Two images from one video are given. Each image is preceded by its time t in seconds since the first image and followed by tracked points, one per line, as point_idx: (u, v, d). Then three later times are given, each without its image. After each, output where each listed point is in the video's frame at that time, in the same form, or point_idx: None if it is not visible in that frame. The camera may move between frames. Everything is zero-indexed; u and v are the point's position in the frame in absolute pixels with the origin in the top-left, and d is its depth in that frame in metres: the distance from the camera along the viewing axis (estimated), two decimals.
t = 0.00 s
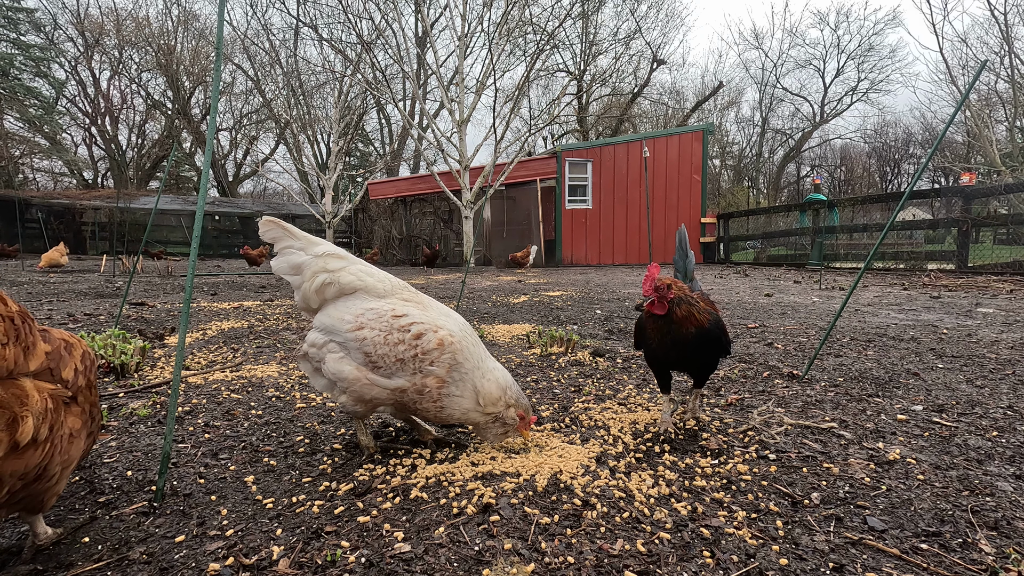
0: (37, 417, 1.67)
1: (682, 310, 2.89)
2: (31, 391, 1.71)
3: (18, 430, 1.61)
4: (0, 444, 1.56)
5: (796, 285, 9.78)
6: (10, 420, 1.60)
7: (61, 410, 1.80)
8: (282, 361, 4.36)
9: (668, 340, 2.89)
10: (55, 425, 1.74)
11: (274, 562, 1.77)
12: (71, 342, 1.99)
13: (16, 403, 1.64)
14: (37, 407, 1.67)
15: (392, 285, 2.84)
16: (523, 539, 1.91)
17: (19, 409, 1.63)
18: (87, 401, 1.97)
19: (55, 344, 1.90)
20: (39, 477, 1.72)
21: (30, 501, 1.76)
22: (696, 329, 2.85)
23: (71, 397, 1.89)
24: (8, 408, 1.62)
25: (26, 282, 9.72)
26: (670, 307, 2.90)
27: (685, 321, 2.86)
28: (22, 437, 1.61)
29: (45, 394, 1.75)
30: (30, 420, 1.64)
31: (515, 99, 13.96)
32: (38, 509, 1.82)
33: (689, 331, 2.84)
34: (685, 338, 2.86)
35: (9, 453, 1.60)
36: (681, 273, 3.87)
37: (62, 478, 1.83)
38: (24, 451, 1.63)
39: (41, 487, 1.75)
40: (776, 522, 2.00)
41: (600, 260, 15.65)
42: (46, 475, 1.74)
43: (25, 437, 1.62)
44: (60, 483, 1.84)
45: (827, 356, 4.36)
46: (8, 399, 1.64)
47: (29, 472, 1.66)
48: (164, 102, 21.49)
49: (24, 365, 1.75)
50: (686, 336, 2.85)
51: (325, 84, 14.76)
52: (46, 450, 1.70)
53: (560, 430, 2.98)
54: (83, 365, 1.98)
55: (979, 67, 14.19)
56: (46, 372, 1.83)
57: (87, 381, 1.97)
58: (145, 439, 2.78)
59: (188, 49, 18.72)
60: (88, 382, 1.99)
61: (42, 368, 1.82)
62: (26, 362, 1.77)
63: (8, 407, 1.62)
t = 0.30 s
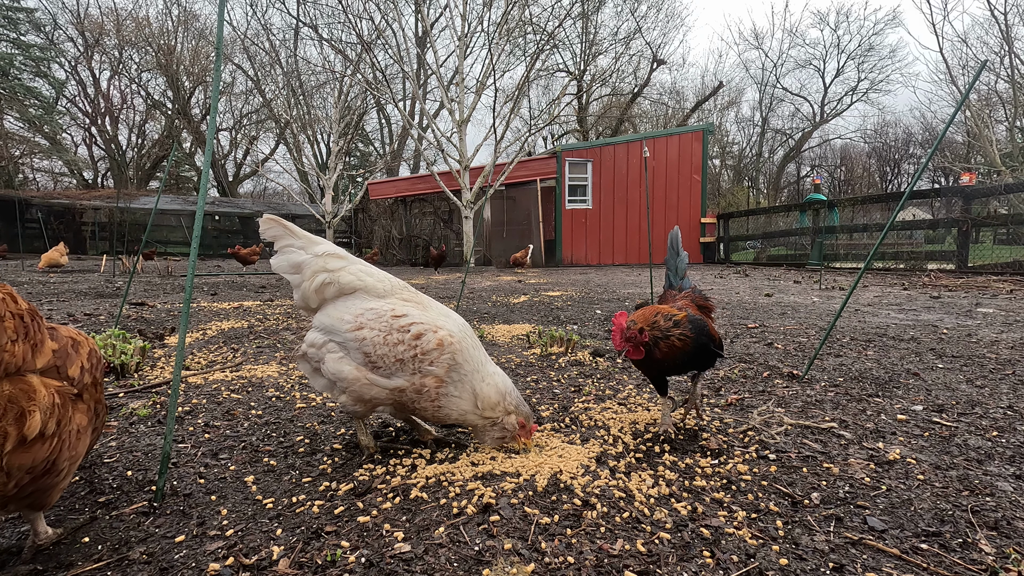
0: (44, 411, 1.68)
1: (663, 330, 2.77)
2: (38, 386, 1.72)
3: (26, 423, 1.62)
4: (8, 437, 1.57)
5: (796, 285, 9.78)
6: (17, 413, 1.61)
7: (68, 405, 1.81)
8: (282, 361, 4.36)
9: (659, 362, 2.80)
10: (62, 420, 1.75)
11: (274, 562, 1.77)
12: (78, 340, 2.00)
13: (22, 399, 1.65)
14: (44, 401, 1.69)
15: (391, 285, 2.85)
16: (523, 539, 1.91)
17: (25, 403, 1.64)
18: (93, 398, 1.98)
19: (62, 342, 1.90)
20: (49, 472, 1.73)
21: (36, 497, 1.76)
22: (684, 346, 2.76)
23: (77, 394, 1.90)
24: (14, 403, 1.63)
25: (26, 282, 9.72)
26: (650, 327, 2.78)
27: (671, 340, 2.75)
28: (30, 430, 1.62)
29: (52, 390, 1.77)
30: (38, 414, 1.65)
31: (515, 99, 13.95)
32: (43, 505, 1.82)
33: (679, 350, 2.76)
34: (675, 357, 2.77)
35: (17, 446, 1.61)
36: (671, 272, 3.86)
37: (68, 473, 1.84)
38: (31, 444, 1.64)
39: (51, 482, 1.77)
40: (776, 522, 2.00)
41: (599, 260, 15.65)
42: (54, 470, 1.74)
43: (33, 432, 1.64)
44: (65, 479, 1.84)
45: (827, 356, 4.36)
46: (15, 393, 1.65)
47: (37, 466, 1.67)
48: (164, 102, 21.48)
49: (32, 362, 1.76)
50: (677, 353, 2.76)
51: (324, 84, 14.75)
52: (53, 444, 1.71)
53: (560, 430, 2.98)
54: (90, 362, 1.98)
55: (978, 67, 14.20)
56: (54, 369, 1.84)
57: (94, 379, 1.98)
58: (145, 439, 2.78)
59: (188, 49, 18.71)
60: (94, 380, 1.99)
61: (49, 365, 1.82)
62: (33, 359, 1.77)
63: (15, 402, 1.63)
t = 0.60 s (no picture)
0: (51, 409, 1.68)
1: (675, 372, 2.54)
2: (45, 384, 1.72)
3: (33, 420, 1.63)
4: (13, 434, 1.58)
5: (796, 285, 9.78)
6: (24, 411, 1.61)
7: (74, 404, 1.81)
8: (282, 361, 4.36)
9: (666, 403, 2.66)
10: (68, 419, 1.75)
11: (274, 562, 1.77)
12: (85, 340, 2.01)
13: (29, 396, 1.65)
14: (51, 399, 1.69)
15: (391, 284, 2.84)
16: (523, 539, 1.91)
17: (33, 401, 1.65)
18: (97, 399, 1.98)
19: (69, 343, 1.91)
20: (54, 470, 1.73)
21: (40, 495, 1.76)
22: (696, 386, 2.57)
23: (82, 394, 1.90)
24: (21, 400, 1.63)
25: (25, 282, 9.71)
26: (657, 376, 2.53)
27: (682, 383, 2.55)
28: (37, 427, 1.63)
29: (59, 388, 1.77)
30: (44, 412, 1.65)
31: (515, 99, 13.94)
32: (45, 504, 1.81)
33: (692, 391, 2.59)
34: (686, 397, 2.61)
35: (23, 443, 1.61)
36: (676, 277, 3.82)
37: (72, 471, 1.83)
38: (37, 441, 1.64)
39: (55, 479, 1.76)
40: (776, 523, 2.00)
41: (599, 261, 15.65)
42: (59, 468, 1.74)
43: (38, 429, 1.64)
44: (68, 477, 1.83)
45: (827, 356, 4.36)
46: (22, 391, 1.64)
47: (42, 464, 1.67)
48: (164, 102, 21.48)
49: (40, 361, 1.76)
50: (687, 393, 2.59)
51: (324, 84, 14.75)
52: (59, 442, 1.71)
53: (560, 430, 2.98)
54: (97, 363, 1.99)
55: (979, 67, 14.19)
56: (60, 368, 1.84)
57: (98, 379, 1.98)
58: (145, 438, 2.79)
59: (188, 49, 18.71)
60: (98, 381, 1.99)
61: (56, 365, 1.82)
62: (41, 359, 1.77)
63: (22, 399, 1.63)
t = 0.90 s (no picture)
0: (54, 407, 1.68)
1: (678, 379, 2.52)
2: (49, 381, 1.73)
3: (36, 417, 1.63)
4: (17, 429, 1.58)
5: (796, 285, 9.78)
6: (27, 408, 1.62)
7: (77, 402, 1.81)
8: (282, 361, 4.36)
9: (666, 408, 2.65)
10: (70, 417, 1.75)
11: (274, 562, 1.77)
12: (87, 341, 2.01)
13: (34, 393, 1.65)
14: (55, 398, 1.69)
15: (390, 285, 2.84)
16: (523, 539, 1.91)
17: (37, 398, 1.65)
18: (98, 399, 1.99)
19: (72, 342, 1.91)
20: (56, 468, 1.73)
21: (40, 493, 1.75)
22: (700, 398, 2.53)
23: (84, 394, 1.90)
24: (26, 397, 1.64)
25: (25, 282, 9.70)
26: (658, 381, 2.52)
27: (686, 393, 2.53)
28: (40, 425, 1.63)
29: (62, 386, 1.77)
30: (47, 410, 1.65)
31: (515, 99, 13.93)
32: (46, 503, 1.81)
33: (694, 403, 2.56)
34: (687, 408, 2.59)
35: (26, 440, 1.61)
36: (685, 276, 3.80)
37: (72, 471, 1.83)
38: (40, 439, 1.64)
39: (55, 478, 1.76)
40: (776, 522, 2.00)
41: (599, 261, 15.66)
42: (61, 467, 1.74)
43: (42, 426, 1.64)
44: (69, 477, 1.84)
45: (827, 356, 4.36)
46: (26, 388, 1.65)
47: (45, 461, 1.67)
48: (164, 102, 21.47)
49: (43, 360, 1.76)
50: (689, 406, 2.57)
51: (324, 84, 14.74)
52: (61, 440, 1.71)
53: (560, 430, 2.98)
54: (98, 363, 1.99)
55: (979, 67, 14.17)
56: (64, 368, 1.84)
57: (100, 380, 1.99)
58: (145, 439, 2.78)
59: (188, 49, 18.70)
60: (100, 381, 1.99)
61: (60, 364, 1.82)
62: (45, 358, 1.77)
63: (26, 397, 1.64)
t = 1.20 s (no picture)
0: (57, 405, 1.69)
1: (696, 369, 2.49)
2: (51, 380, 1.73)
3: (36, 416, 1.63)
4: (19, 428, 1.59)
5: (796, 285, 9.78)
6: (28, 407, 1.62)
7: (77, 402, 1.81)
8: (282, 361, 4.36)
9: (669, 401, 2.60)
10: (72, 415, 1.76)
11: (274, 562, 1.77)
12: (87, 340, 2.01)
13: (34, 393, 1.66)
14: (56, 396, 1.70)
15: (390, 285, 2.84)
16: (524, 539, 1.91)
17: (38, 397, 1.66)
18: (98, 398, 1.99)
19: (73, 342, 1.91)
20: (57, 466, 1.73)
21: (41, 493, 1.75)
22: (703, 396, 2.54)
23: (84, 394, 1.91)
24: (27, 396, 1.65)
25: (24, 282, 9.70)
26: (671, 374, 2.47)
27: (697, 386, 2.51)
28: (42, 423, 1.63)
29: (63, 386, 1.77)
30: (48, 408, 1.65)
31: (515, 99, 13.93)
32: (47, 502, 1.81)
33: (696, 401, 2.55)
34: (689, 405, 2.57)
35: (29, 438, 1.61)
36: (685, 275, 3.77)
37: (72, 470, 1.83)
38: (41, 437, 1.64)
39: (56, 478, 1.76)
40: (776, 522, 2.00)
41: (599, 261, 15.66)
42: (62, 465, 1.75)
43: (44, 424, 1.64)
44: (69, 477, 1.83)
45: (827, 356, 4.36)
46: (28, 387, 1.66)
47: (47, 459, 1.67)
48: (164, 102, 21.48)
49: (46, 359, 1.77)
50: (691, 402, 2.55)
51: (324, 84, 14.74)
52: (63, 438, 1.71)
53: (560, 430, 2.98)
54: (98, 363, 1.99)
55: (978, 67, 14.16)
56: (64, 368, 1.84)
57: (99, 380, 1.99)
58: (145, 439, 2.78)
59: (188, 49, 18.71)
60: (99, 381, 1.99)
61: (60, 364, 1.83)
62: (47, 357, 1.77)
63: (27, 396, 1.64)
